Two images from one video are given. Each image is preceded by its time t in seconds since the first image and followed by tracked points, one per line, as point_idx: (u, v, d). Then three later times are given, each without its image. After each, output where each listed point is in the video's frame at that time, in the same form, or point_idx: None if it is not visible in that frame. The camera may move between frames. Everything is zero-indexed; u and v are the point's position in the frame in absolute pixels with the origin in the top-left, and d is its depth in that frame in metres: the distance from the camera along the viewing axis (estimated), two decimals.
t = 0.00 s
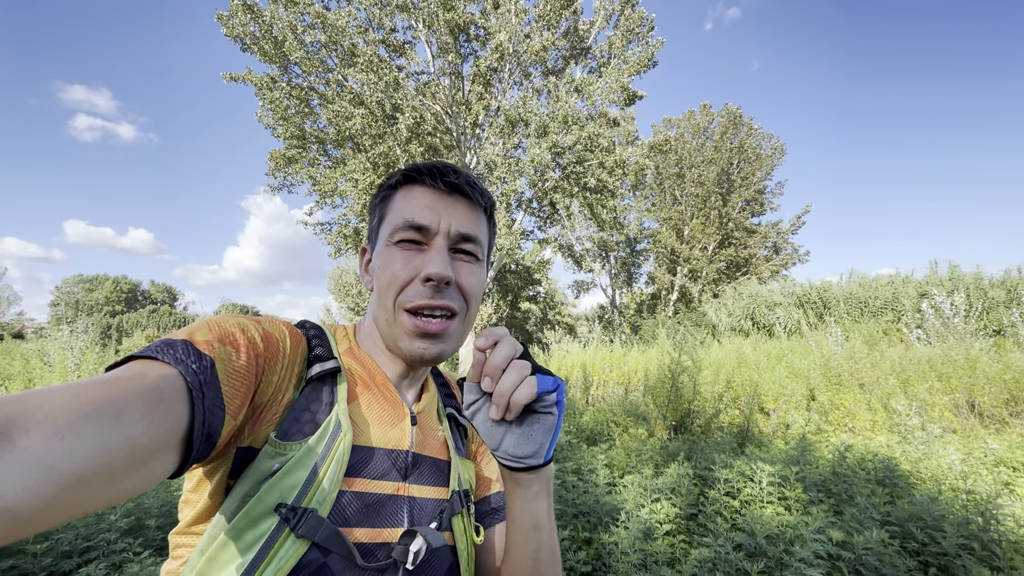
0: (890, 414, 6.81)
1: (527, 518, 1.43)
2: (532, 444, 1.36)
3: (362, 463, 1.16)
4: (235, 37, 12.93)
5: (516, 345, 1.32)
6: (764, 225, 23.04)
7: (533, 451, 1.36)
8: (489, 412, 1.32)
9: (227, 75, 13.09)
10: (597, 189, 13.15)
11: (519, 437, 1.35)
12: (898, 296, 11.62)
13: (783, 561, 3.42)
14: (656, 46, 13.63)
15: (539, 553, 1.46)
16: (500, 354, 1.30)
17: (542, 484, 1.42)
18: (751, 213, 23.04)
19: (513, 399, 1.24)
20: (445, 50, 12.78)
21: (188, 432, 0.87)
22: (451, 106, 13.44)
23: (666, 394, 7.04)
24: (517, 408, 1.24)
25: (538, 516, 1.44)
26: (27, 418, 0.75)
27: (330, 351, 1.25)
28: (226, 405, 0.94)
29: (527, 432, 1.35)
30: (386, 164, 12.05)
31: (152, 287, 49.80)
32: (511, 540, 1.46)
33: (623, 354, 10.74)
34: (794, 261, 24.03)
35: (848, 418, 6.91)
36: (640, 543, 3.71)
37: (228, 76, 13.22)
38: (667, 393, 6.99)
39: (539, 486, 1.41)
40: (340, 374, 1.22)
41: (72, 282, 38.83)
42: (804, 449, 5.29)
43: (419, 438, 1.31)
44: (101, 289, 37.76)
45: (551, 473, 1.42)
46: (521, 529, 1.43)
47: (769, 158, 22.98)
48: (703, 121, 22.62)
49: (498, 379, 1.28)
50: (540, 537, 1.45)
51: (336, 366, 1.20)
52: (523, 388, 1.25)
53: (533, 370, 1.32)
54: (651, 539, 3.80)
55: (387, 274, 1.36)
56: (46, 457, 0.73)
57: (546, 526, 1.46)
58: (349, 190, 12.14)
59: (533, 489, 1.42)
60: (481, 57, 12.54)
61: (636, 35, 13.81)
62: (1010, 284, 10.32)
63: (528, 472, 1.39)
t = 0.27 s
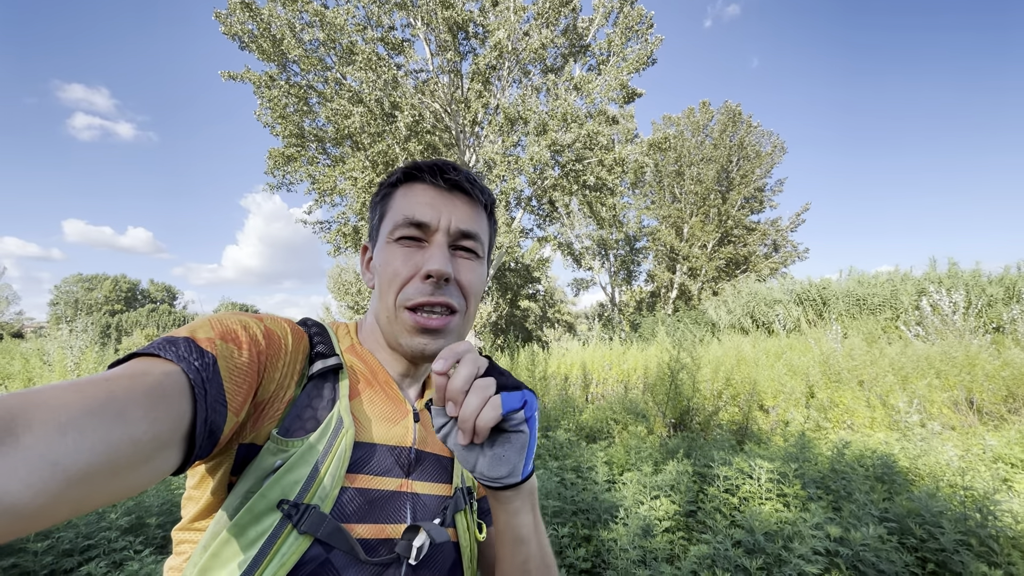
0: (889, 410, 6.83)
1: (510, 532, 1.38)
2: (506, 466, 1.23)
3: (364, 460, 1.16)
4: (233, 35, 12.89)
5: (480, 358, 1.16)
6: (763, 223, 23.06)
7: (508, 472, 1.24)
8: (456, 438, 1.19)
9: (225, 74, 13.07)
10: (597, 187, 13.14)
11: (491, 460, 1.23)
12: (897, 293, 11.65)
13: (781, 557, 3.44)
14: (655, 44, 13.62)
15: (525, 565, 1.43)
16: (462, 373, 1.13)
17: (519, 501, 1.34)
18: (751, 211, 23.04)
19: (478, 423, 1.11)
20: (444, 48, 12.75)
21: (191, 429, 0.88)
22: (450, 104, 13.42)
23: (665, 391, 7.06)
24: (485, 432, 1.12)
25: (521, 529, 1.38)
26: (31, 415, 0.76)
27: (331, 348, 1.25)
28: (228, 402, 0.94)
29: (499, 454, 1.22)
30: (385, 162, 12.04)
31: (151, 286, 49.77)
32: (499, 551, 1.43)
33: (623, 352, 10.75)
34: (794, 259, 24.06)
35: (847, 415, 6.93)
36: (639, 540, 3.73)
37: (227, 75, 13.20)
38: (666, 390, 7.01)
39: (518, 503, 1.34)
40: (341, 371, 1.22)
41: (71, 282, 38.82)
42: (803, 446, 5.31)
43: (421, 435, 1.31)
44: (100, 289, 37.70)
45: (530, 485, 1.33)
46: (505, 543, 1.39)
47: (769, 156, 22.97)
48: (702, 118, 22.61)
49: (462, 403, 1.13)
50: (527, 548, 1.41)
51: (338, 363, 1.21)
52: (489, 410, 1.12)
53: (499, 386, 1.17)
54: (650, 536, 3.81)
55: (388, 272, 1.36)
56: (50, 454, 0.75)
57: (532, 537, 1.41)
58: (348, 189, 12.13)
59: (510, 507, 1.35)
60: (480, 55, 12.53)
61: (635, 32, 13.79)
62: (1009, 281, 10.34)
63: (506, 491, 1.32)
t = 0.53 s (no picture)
0: (887, 407, 6.86)
1: (504, 535, 1.39)
2: (495, 472, 1.22)
3: (362, 461, 1.16)
4: (231, 32, 12.84)
5: (458, 361, 1.14)
6: (763, 220, 23.07)
7: (497, 477, 1.22)
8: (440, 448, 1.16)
9: (223, 71, 13.02)
10: (596, 184, 13.13)
11: (479, 466, 1.20)
12: (896, 290, 11.67)
13: (779, 554, 3.46)
14: (655, 41, 13.59)
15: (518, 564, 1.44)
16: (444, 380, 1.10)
17: (510, 506, 1.34)
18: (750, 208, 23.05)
19: (461, 430, 1.08)
20: (442, 45, 12.71)
21: (190, 428, 0.88)
22: (448, 101, 13.37)
23: (664, 389, 7.08)
24: (469, 438, 1.09)
25: (513, 532, 1.40)
26: (31, 412, 0.76)
27: (330, 349, 1.25)
28: (228, 401, 0.94)
29: (486, 459, 1.20)
30: (383, 160, 12.02)
31: (150, 284, 49.71)
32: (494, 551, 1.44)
33: (622, 350, 10.76)
34: (793, 256, 24.08)
35: (846, 412, 6.96)
36: (638, 537, 3.74)
37: (225, 72, 13.15)
38: (665, 388, 7.02)
39: (507, 507, 1.34)
40: (340, 372, 1.22)
41: (70, 280, 38.77)
42: (801, 443, 5.33)
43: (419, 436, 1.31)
44: (99, 287, 37.65)
45: (522, 491, 1.33)
46: (499, 544, 1.40)
47: (768, 153, 22.96)
48: (702, 116, 22.58)
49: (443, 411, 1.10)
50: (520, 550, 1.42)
51: (337, 364, 1.21)
52: (471, 416, 1.09)
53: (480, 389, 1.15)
54: (649, 533, 3.83)
55: (387, 271, 1.36)
56: (50, 451, 0.75)
57: (525, 538, 1.43)
58: (346, 187, 12.11)
59: (501, 511, 1.35)
60: (478, 53, 12.49)
61: (634, 29, 13.75)
62: (1007, 278, 10.37)
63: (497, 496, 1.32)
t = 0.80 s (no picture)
0: (886, 404, 6.88)
1: (545, 512, 1.44)
2: (560, 440, 1.40)
3: (361, 465, 1.16)
4: (228, 28, 12.76)
5: (555, 339, 1.37)
6: (762, 216, 23.06)
7: (560, 447, 1.40)
8: (520, 403, 1.40)
9: (221, 68, 12.96)
10: (595, 181, 13.09)
11: (547, 431, 1.41)
12: (895, 286, 11.68)
13: (776, 551, 3.47)
14: (654, 37, 13.53)
15: (556, 547, 1.45)
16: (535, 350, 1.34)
17: (562, 480, 1.43)
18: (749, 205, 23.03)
19: (545, 392, 1.30)
20: (441, 41, 12.63)
21: (189, 431, 0.88)
22: (447, 97, 13.30)
23: (663, 385, 7.09)
24: (549, 402, 1.30)
25: (558, 510, 1.45)
26: (30, 415, 0.76)
27: (330, 352, 1.25)
28: (226, 405, 0.94)
29: (557, 427, 1.40)
30: (382, 156, 11.99)
31: (149, 281, 49.68)
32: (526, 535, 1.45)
33: (621, 346, 10.77)
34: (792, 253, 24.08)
35: (844, 409, 6.98)
36: (636, 534, 3.75)
37: (223, 68, 13.08)
38: (664, 385, 7.03)
39: (560, 482, 1.43)
40: (339, 375, 1.21)
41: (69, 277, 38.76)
42: (799, 439, 5.34)
43: (418, 439, 1.31)
44: (98, 284, 37.65)
45: (573, 470, 1.44)
46: (537, 523, 1.43)
47: (767, 150, 22.91)
48: (701, 112, 22.53)
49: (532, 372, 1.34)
50: (557, 533, 1.45)
51: (337, 367, 1.20)
52: (556, 383, 1.30)
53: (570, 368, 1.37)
54: (647, 530, 3.85)
55: (382, 273, 1.36)
56: (50, 454, 0.74)
57: (564, 522, 1.46)
58: (345, 183, 12.07)
59: (552, 484, 1.43)
60: (477, 49, 12.43)
61: (633, 25, 13.68)
62: (1006, 275, 10.37)
63: (551, 467, 1.42)
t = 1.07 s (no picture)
0: (884, 400, 6.90)
1: (573, 494, 1.44)
2: (597, 420, 1.44)
3: (364, 462, 1.16)
4: (227, 24, 12.69)
5: (604, 330, 1.46)
6: (762, 213, 23.04)
7: (597, 428, 1.43)
8: (565, 380, 1.49)
9: (219, 63, 12.90)
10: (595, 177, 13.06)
11: (587, 410, 1.45)
12: (894, 282, 11.69)
13: (775, 546, 3.48)
14: (654, 32, 13.47)
15: (578, 533, 1.44)
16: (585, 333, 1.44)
17: (593, 461, 1.46)
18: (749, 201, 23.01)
19: (594, 370, 1.39)
20: (440, 36, 12.56)
21: (194, 429, 0.88)
22: (447, 93, 13.23)
23: (663, 382, 7.11)
24: (595, 382, 1.39)
25: (585, 493, 1.45)
26: (37, 412, 0.76)
27: (333, 349, 1.25)
28: (231, 402, 0.94)
29: (596, 407, 1.45)
30: (381, 152, 11.97)
31: (149, 278, 49.70)
32: (550, 516, 1.45)
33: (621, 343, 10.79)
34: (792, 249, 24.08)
35: (843, 405, 7.00)
36: (635, 530, 3.77)
37: (221, 64, 13.02)
38: (664, 381, 7.05)
39: (592, 464, 1.46)
40: (343, 372, 1.22)
41: (69, 273, 38.90)
42: (798, 436, 5.36)
43: (421, 436, 1.31)
44: (98, 280, 37.65)
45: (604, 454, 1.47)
46: (563, 503, 1.44)
47: (767, 146, 22.86)
48: (701, 108, 22.46)
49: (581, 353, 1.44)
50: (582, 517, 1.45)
51: (340, 365, 1.20)
52: (603, 366, 1.39)
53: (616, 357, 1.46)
54: (646, 525, 3.87)
55: (383, 273, 1.36)
56: (57, 453, 0.74)
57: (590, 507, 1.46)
58: (344, 180, 12.03)
59: (583, 465, 1.45)
60: (477, 44, 12.37)
61: (633, 20, 13.61)
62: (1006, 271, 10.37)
63: (583, 446, 1.45)
